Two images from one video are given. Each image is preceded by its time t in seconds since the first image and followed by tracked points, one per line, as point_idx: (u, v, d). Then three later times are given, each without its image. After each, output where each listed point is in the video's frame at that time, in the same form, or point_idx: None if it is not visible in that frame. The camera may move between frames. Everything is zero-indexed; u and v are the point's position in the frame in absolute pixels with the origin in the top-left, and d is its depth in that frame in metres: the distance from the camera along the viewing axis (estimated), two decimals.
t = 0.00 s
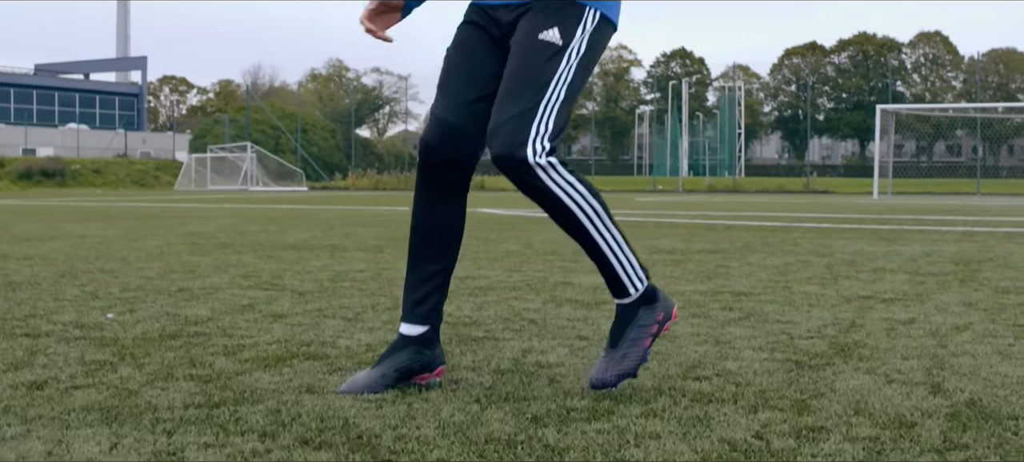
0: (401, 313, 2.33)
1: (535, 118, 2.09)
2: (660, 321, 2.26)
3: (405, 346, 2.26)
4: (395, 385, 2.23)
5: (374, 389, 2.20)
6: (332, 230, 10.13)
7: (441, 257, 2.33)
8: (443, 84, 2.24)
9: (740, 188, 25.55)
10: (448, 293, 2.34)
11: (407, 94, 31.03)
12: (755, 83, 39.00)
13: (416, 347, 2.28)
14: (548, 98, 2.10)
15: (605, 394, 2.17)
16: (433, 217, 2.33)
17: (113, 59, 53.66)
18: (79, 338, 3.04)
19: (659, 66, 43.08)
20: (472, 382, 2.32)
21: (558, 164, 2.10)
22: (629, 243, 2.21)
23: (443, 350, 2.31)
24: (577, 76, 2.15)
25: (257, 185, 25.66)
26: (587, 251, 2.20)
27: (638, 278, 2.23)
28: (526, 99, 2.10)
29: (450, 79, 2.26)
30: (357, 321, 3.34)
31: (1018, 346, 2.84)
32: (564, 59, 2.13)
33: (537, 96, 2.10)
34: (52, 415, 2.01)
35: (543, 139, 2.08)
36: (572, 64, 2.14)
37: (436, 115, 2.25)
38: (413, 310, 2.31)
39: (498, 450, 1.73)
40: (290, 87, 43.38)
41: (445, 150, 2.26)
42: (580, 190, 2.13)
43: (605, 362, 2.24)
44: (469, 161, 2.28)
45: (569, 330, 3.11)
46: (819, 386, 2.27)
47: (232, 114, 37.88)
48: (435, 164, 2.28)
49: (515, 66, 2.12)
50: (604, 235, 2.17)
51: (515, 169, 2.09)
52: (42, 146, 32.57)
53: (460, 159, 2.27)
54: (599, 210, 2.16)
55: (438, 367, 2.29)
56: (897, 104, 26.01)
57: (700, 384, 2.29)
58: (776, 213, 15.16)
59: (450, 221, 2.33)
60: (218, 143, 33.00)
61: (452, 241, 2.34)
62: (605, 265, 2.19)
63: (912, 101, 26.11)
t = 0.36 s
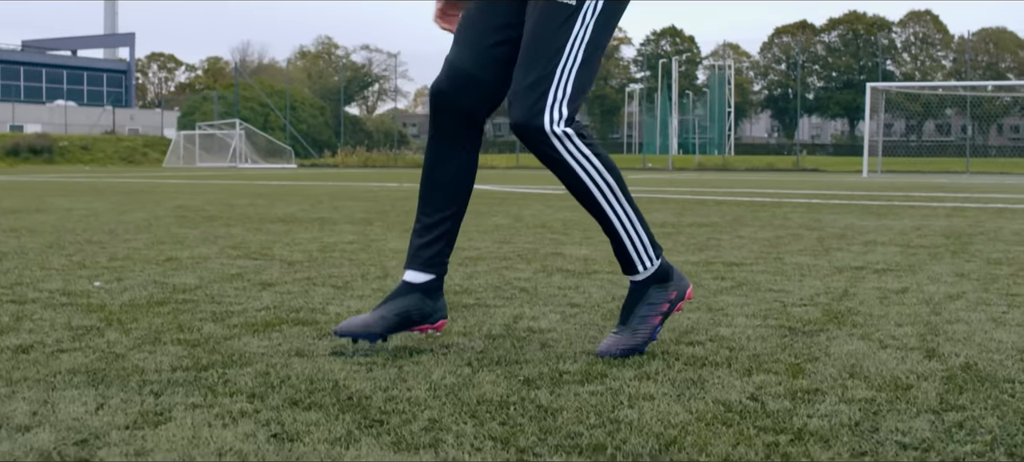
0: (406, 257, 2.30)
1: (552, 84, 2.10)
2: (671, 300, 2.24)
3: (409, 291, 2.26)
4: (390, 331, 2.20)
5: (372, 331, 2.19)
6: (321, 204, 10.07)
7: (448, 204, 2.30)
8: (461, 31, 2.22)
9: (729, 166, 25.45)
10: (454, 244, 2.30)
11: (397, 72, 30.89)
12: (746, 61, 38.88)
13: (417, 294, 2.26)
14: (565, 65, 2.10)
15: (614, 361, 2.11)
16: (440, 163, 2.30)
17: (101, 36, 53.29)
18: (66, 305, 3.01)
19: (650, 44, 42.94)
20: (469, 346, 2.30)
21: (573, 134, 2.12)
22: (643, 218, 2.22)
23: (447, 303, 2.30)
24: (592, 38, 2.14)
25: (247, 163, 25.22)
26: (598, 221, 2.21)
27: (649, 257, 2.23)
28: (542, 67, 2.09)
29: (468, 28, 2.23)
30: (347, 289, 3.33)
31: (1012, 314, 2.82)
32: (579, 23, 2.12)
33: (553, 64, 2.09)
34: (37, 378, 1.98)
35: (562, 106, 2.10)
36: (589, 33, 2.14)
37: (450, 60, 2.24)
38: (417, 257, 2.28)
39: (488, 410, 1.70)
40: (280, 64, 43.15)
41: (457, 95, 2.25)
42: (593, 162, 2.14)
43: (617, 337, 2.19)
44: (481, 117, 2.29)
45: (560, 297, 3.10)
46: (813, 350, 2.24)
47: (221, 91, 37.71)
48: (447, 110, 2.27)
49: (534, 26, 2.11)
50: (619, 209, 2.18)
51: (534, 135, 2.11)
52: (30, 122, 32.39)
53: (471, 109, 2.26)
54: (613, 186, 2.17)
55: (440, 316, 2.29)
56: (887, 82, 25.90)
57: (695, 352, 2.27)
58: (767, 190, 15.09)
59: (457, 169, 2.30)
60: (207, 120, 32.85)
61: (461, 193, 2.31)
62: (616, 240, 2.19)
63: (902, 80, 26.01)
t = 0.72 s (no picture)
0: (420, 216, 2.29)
1: (570, 71, 2.07)
2: (678, 291, 2.19)
3: (425, 246, 2.23)
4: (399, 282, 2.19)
5: (380, 280, 2.18)
6: (308, 184, 10.00)
7: (451, 164, 2.27)
8: None
9: (717, 147, 25.30)
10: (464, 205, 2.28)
11: (384, 53, 30.77)
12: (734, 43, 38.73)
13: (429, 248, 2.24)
14: (582, 46, 2.07)
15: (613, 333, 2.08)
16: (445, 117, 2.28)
17: (86, 17, 52.91)
18: (51, 277, 2.98)
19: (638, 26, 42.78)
20: (453, 314, 2.29)
21: (595, 122, 2.10)
22: (659, 207, 2.20)
23: (461, 263, 2.28)
24: (611, 27, 2.10)
25: (233, 146, 24.92)
26: (611, 205, 2.19)
27: (665, 248, 2.21)
28: (562, 50, 2.07)
29: None
30: (335, 263, 3.30)
31: (1003, 285, 2.81)
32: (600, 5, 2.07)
33: (571, 47, 2.06)
34: (22, 347, 1.95)
35: (580, 92, 2.09)
36: (612, 22, 2.10)
37: (458, 18, 2.20)
38: (430, 214, 2.26)
39: (479, 376, 1.68)
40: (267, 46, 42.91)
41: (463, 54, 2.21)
42: (612, 149, 2.12)
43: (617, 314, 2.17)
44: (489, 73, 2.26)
45: (551, 270, 3.08)
46: (806, 320, 2.22)
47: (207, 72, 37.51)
48: (452, 72, 2.24)
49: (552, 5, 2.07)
50: (633, 197, 2.17)
51: (552, 118, 2.10)
52: (14, 105, 32.13)
53: (474, 69, 2.23)
54: (630, 174, 2.15)
55: (454, 276, 2.27)
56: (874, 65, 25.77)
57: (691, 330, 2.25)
58: (756, 172, 15.05)
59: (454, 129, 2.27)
60: (193, 101, 32.64)
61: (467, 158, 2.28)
62: (629, 225, 2.18)
63: (889, 62, 25.87)
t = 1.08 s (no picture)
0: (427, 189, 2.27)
1: (575, 47, 2.05)
2: (670, 272, 2.17)
3: (431, 217, 2.21)
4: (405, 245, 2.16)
5: (384, 245, 2.14)
6: (292, 170, 9.93)
7: (454, 134, 2.25)
8: None
9: (702, 133, 25.18)
10: (470, 177, 2.26)
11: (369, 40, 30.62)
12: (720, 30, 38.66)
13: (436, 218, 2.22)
14: (590, 24, 2.04)
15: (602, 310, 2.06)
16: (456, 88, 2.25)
17: (69, 6, 52.51)
18: (31, 257, 2.95)
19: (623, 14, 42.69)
20: (445, 290, 2.27)
21: (597, 98, 2.07)
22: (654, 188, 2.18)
23: (464, 235, 2.26)
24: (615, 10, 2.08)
25: (217, 133, 24.68)
26: (608, 186, 2.17)
27: (658, 229, 2.19)
28: (569, 27, 2.04)
29: None
30: (320, 243, 3.27)
31: (993, 263, 2.80)
32: None
33: (578, 25, 2.04)
34: (2, 323, 1.92)
35: (585, 69, 2.06)
36: (620, 2, 2.08)
37: None
38: (436, 188, 2.24)
39: (468, 350, 1.66)
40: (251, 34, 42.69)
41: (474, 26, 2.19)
42: (614, 127, 2.10)
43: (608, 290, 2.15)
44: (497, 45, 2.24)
45: (538, 250, 3.06)
46: (797, 296, 2.21)
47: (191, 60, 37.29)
48: (456, 43, 2.21)
49: None
50: (631, 175, 2.14)
51: (554, 96, 2.07)
52: None
53: (478, 43, 2.21)
54: (630, 152, 2.13)
55: (456, 248, 2.25)
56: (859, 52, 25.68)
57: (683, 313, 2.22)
58: (740, 157, 15.03)
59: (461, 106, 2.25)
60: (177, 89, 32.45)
61: (473, 128, 2.26)
62: (626, 207, 2.16)
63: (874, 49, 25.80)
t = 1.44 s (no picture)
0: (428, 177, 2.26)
1: (582, 23, 2.03)
2: (657, 261, 2.13)
3: (431, 204, 2.21)
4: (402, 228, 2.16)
5: (383, 229, 2.15)
6: (274, 161, 9.88)
7: (467, 123, 2.25)
8: None
9: (686, 125, 25.04)
10: (474, 166, 2.25)
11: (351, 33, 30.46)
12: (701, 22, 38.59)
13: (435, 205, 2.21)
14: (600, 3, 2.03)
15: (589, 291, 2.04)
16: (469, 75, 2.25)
17: None
18: (9, 243, 2.91)
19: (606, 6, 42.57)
20: (430, 275, 2.24)
21: (601, 78, 2.06)
22: (649, 170, 2.15)
23: (460, 224, 2.26)
24: None
25: (199, 126, 24.46)
26: (606, 170, 2.15)
27: (651, 216, 2.16)
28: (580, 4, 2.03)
29: None
30: (302, 229, 3.24)
31: (980, 246, 2.80)
32: None
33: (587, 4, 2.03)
34: None
35: (590, 45, 2.05)
36: None
37: None
38: (437, 175, 2.23)
39: (453, 329, 1.64)
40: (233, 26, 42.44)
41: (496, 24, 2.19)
42: (614, 107, 2.09)
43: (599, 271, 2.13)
44: (513, 38, 2.23)
45: (523, 234, 3.05)
46: (784, 277, 2.20)
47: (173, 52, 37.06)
48: (469, 30, 2.21)
49: None
50: (627, 156, 2.12)
51: (558, 71, 2.06)
52: None
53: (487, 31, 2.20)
54: (627, 132, 2.12)
55: (451, 239, 2.25)
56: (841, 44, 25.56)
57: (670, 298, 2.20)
58: (723, 149, 15.00)
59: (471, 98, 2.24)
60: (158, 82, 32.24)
61: (484, 119, 2.26)
62: (619, 189, 2.13)
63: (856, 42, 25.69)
